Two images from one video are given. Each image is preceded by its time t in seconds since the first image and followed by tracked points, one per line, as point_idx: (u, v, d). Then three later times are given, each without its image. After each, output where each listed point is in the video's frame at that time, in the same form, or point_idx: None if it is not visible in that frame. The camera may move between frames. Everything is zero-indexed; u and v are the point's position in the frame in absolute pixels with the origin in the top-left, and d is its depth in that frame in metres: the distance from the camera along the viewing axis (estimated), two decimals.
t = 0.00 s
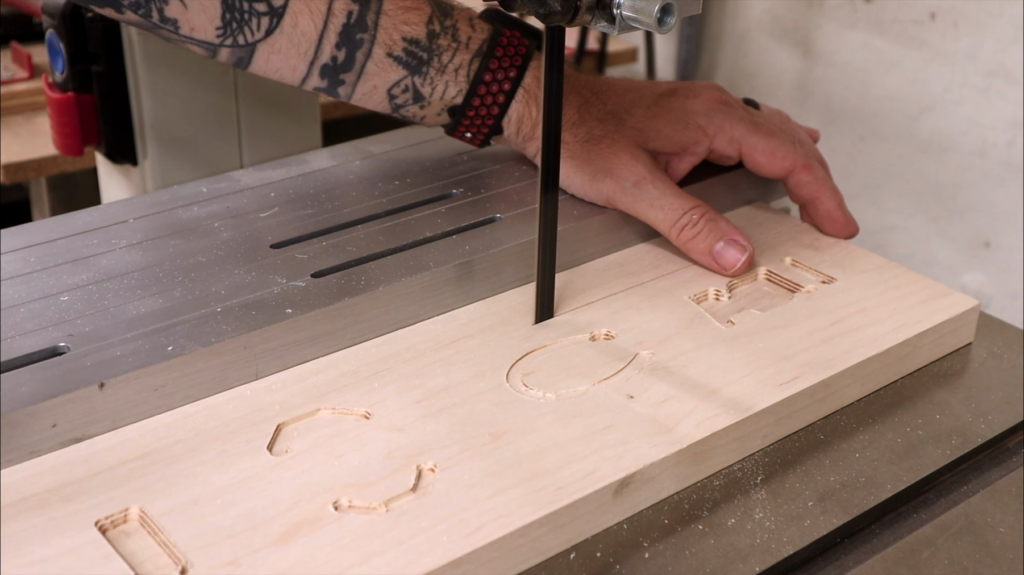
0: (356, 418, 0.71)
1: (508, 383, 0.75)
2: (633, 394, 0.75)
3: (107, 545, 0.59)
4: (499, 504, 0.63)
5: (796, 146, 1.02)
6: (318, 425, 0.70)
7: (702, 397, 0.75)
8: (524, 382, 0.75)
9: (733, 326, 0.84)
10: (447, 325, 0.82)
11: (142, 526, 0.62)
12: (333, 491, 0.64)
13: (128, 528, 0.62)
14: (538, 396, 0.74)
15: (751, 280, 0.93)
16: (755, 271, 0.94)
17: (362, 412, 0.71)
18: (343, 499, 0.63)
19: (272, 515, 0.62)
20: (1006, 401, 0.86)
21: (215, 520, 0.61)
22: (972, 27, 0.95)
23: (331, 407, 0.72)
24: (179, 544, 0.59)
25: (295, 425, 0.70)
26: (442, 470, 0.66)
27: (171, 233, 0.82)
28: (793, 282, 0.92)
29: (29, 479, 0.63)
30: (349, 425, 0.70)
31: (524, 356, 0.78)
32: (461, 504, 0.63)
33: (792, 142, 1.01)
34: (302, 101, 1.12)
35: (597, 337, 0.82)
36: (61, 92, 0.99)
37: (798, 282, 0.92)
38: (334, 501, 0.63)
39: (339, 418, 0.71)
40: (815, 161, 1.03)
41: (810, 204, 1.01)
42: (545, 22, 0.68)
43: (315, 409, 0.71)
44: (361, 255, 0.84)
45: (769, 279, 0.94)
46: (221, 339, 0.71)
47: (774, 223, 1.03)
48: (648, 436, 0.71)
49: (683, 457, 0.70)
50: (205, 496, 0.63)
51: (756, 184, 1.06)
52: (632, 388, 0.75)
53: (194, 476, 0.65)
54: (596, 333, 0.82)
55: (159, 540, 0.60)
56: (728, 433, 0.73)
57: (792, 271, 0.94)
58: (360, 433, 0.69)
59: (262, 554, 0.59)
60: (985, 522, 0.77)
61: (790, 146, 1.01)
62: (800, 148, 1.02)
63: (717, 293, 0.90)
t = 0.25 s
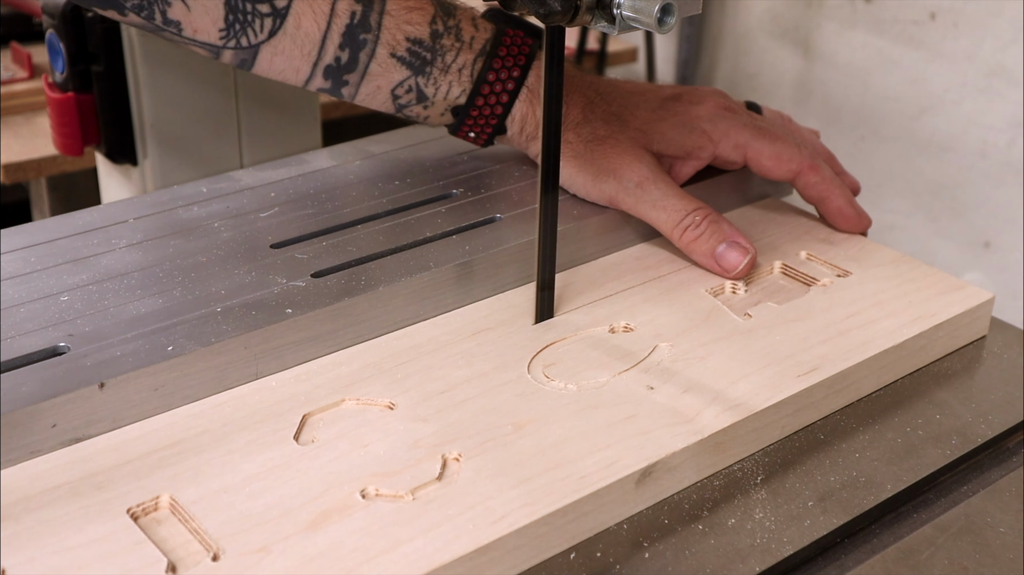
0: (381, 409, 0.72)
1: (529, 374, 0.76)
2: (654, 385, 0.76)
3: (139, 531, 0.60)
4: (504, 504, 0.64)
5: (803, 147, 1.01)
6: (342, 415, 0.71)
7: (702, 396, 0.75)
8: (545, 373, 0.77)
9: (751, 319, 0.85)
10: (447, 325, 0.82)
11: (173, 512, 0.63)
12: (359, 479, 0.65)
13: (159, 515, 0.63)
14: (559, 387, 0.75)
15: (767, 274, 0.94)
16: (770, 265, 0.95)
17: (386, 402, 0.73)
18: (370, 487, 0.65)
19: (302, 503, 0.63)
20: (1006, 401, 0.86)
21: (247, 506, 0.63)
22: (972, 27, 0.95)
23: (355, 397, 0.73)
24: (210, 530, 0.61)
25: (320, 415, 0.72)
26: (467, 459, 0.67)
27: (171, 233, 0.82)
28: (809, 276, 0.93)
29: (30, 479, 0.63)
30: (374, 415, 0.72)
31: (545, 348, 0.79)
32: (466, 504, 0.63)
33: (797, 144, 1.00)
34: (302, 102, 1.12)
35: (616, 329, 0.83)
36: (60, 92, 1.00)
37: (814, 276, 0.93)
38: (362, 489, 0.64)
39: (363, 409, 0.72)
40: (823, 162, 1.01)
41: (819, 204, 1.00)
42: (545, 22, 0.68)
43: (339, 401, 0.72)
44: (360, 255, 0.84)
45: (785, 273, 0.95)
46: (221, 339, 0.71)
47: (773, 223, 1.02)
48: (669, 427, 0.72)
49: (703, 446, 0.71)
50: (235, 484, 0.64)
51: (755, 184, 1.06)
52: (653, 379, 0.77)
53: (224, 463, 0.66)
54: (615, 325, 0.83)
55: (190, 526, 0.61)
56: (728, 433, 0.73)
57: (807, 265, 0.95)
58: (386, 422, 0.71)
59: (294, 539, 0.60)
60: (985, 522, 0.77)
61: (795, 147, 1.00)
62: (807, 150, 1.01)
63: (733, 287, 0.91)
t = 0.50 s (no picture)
0: (404, 400, 0.73)
1: (549, 365, 0.78)
2: (673, 376, 0.77)
3: (168, 520, 0.61)
4: (509, 502, 0.64)
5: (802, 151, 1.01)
6: (366, 406, 0.73)
7: (702, 396, 0.75)
8: (566, 365, 0.78)
9: (767, 312, 0.87)
10: (447, 325, 0.82)
11: (201, 502, 0.64)
12: (385, 469, 0.66)
13: (188, 504, 0.64)
14: (580, 378, 0.76)
15: (782, 268, 0.96)
16: (785, 259, 0.96)
17: (408, 394, 0.74)
18: (395, 477, 0.66)
19: (327, 492, 0.64)
20: (1006, 401, 0.86)
21: (272, 496, 0.63)
22: (972, 27, 0.95)
23: (378, 389, 0.74)
24: (238, 519, 0.62)
25: (343, 406, 0.73)
26: (490, 449, 0.68)
27: (171, 233, 0.82)
28: (823, 270, 0.95)
29: (30, 479, 0.64)
30: (398, 405, 0.73)
31: (564, 341, 0.81)
32: (473, 501, 0.64)
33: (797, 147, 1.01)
34: (301, 102, 1.13)
35: (634, 322, 0.85)
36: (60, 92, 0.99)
37: (829, 270, 0.95)
38: (387, 479, 0.65)
39: (386, 400, 0.73)
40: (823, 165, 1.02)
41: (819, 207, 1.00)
42: (545, 22, 0.68)
43: (362, 392, 0.74)
44: (360, 255, 0.84)
45: (799, 267, 0.96)
46: (221, 339, 0.71)
47: (772, 224, 1.02)
48: (689, 417, 0.73)
49: (723, 436, 0.73)
50: (261, 474, 0.65)
51: (754, 184, 1.06)
52: (671, 370, 0.78)
53: (248, 454, 0.67)
54: (633, 318, 0.85)
55: (219, 515, 0.62)
56: (729, 433, 0.73)
57: (821, 260, 0.97)
58: (409, 414, 0.72)
59: (320, 528, 0.61)
60: (984, 522, 0.77)
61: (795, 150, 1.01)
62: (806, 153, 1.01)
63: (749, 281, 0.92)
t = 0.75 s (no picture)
0: (424, 392, 0.74)
1: (567, 359, 0.79)
2: (689, 369, 0.79)
3: (193, 510, 0.63)
4: (510, 502, 0.64)
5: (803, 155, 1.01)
6: (386, 399, 0.74)
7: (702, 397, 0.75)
8: (583, 358, 0.79)
9: (780, 306, 0.88)
10: (446, 326, 0.82)
11: (225, 492, 0.65)
12: (406, 461, 0.67)
13: (213, 493, 0.65)
14: (597, 371, 0.78)
15: (794, 262, 0.97)
16: (797, 254, 0.98)
17: (428, 387, 0.75)
18: (416, 468, 0.67)
19: (350, 483, 0.65)
20: (1006, 401, 0.87)
21: (296, 487, 0.64)
22: (972, 27, 0.95)
23: (399, 381, 0.75)
24: (262, 509, 0.63)
25: (364, 399, 0.74)
26: (510, 441, 0.70)
27: (172, 233, 0.82)
28: (836, 264, 0.96)
29: (28, 479, 0.64)
30: (419, 397, 0.74)
31: (581, 335, 0.82)
32: (477, 500, 0.64)
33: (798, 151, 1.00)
34: (302, 103, 1.13)
35: (649, 316, 0.86)
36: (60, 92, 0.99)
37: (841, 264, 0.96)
38: (409, 469, 0.67)
39: (406, 392, 0.74)
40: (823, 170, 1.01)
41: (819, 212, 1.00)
42: (545, 22, 0.68)
43: (383, 384, 0.75)
44: (360, 255, 0.84)
45: (813, 262, 0.98)
46: (221, 340, 0.71)
47: (771, 224, 1.02)
48: (705, 410, 0.74)
49: (740, 428, 0.74)
50: (284, 465, 0.66)
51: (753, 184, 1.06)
52: (686, 364, 0.79)
53: (270, 446, 0.68)
54: (649, 312, 0.86)
55: (243, 505, 0.64)
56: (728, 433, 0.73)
57: (833, 254, 0.98)
58: (429, 406, 0.73)
59: (344, 518, 0.62)
60: (984, 522, 0.77)
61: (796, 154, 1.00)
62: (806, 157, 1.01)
63: (762, 275, 0.94)
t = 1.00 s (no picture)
0: (445, 383, 0.75)
1: (586, 351, 0.80)
2: (706, 361, 0.79)
3: (222, 498, 0.63)
4: (516, 498, 0.64)
5: (790, 177, 0.95)
6: (407, 390, 0.75)
7: (703, 397, 0.75)
8: (602, 350, 0.80)
9: (796, 300, 0.89)
10: (448, 326, 0.82)
11: (251, 481, 0.66)
12: (430, 450, 0.68)
13: (238, 484, 0.66)
14: (616, 363, 0.78)
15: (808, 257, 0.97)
16: (811, 248, 0.98)
17: (449, 377, 0.76)
18: (440, 457, 0.68)
19: (376, 473, 0.66)
20: (1005, 402, 0.87)
21: (318, 477, 0.65)
22: (972, 27, 0.95)
23: (420, 372, 0.76)
24: (289, 497, 0.63)
25: (385, 390, 0.75)
26: (531, 431, 0.70)
27: (172, 233, 0.82)
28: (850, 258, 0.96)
29: (29, 479, 0.64)
30: (438, 389, 0.75)
31: (598, 328, 0.83)
32: (483, 496, 0.64)
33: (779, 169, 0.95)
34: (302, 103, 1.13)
35: (667, 309, 0.87)
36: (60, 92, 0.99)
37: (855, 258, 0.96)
38: (432, 459, 0.67)
39: (428, 382, 0.75)
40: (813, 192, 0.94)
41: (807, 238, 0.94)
42: (545, 22, 0.68)
43: (405, 374, 0.76)
44: (360, 255, 0.84)
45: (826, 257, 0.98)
46: (221, 339, 0.71)
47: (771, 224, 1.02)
48: (723, 401, 0.75)
49: (757, 420, 0.74)
50: (309, 454, 0.67)
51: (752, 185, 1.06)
52: (704, 356, 0.80)
53: (296, 435, 0.69)
54: (666, 305, 0.87)
55: (269, 494, 0.64)
56: (729, 434, 0.73)
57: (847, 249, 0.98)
58: (452, 397, 0.73)
59: (370, 506, 0.63)
60: (984, 522, 0.77)
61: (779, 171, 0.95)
62: (795, 179, 0.95)
63: (777, 269, 0.94)
